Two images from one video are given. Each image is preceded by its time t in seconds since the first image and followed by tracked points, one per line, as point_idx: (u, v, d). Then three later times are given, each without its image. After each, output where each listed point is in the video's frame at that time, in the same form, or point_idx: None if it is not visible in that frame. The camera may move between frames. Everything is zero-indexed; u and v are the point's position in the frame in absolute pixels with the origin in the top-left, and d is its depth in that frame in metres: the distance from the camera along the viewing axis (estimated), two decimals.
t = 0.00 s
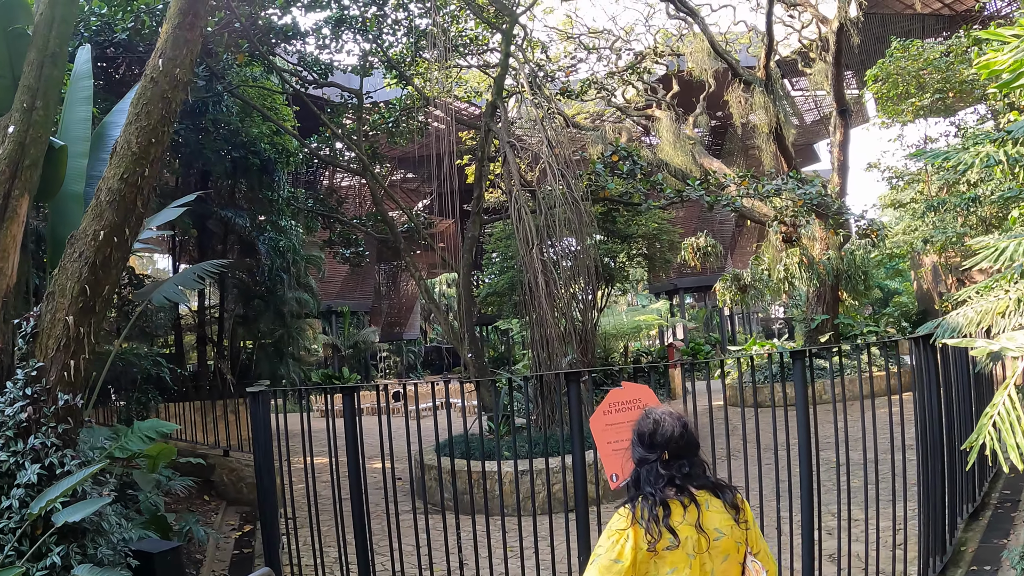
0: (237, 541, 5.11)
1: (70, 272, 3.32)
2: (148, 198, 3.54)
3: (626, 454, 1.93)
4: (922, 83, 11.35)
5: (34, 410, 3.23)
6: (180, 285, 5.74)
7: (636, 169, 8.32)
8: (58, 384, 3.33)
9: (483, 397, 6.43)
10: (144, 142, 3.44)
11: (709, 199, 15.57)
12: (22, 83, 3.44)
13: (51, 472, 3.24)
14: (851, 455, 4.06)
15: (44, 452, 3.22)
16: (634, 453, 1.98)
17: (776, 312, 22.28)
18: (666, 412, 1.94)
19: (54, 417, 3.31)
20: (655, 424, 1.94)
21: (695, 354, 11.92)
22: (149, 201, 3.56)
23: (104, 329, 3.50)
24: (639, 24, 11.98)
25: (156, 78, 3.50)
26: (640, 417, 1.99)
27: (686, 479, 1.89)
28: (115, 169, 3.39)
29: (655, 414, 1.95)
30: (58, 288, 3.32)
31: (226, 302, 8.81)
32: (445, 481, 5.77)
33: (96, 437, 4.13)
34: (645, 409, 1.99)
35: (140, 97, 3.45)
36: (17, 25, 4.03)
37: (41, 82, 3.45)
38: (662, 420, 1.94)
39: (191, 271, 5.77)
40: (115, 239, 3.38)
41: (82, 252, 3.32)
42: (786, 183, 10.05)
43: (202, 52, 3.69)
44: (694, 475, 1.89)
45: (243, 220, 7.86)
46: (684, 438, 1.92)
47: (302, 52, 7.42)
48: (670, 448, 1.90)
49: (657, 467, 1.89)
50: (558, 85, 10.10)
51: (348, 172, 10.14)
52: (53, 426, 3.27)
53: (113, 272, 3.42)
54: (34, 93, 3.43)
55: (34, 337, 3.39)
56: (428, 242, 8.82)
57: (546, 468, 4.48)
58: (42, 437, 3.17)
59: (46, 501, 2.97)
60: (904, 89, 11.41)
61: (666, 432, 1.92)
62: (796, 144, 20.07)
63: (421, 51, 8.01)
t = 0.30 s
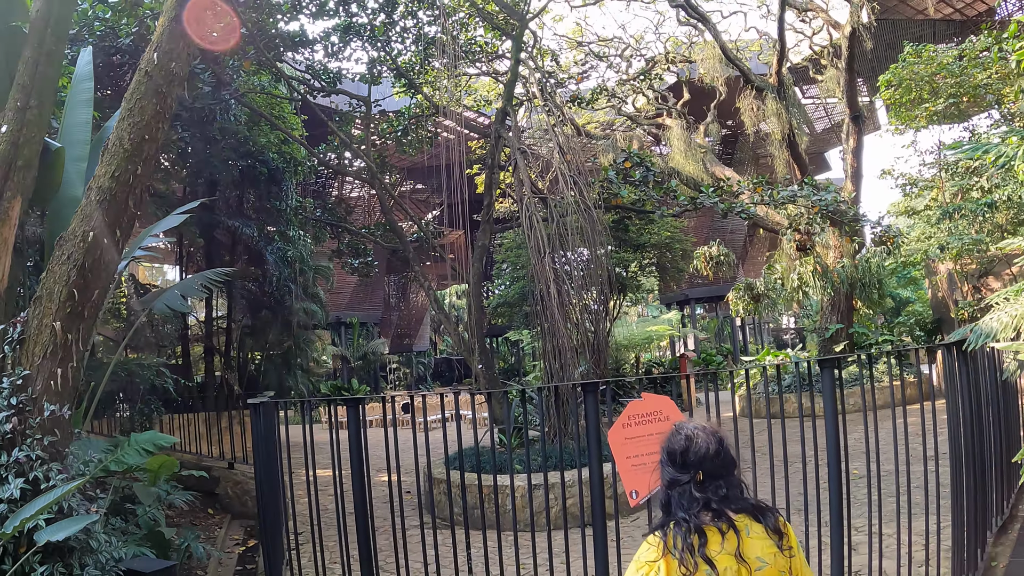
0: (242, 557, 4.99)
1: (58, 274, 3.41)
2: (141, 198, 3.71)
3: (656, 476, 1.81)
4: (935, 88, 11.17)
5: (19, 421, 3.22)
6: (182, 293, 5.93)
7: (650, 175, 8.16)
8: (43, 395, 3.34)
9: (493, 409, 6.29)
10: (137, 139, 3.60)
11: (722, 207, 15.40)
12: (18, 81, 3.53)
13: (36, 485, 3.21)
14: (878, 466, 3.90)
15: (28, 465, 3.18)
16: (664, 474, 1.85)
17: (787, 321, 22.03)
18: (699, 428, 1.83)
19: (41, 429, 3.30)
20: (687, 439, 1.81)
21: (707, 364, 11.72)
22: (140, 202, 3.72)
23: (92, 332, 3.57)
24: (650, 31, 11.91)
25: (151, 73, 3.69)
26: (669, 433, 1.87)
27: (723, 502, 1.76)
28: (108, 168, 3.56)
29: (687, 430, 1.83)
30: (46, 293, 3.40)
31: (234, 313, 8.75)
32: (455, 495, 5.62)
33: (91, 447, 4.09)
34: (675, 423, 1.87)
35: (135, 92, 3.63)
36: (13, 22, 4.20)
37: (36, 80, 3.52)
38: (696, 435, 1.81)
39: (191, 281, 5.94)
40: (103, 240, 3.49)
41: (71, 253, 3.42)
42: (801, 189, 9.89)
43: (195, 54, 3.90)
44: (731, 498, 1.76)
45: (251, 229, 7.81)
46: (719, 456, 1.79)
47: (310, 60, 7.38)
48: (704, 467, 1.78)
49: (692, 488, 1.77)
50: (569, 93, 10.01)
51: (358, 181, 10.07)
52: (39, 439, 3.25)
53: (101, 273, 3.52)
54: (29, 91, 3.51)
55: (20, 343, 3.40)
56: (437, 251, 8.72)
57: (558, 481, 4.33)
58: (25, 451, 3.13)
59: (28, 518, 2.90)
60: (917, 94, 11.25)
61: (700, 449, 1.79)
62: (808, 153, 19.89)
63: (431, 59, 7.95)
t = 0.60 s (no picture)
0: (246, 572, 4.87)
1: (46, 273, 3.70)
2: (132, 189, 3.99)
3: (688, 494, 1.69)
4: (948, 93, 11.00)
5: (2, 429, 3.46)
6: (183, 299, 5.85)
7: (663, 181, 8.00)
8: (28, 403, 3.59)
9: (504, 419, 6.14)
10: (128, 133, 3.89)
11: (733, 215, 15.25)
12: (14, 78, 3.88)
13: (17, 497, 3.33)
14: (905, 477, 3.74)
15: (10, 476, 3.33)
16: (697, 491, 1.72)
17: (799, 331, 21.79)
18: (736, 441, 1.69)
19: (24, 437, 3.53)
20: (723, 452, 1.68)
21: (719, 373, 11.51)
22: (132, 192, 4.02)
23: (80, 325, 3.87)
24: (659, 38, 11.82)
25: (144, 63, 3.94)
26: (702, 445, 1.74)
27: (763, 522, 1.64)
28: (97, 163, 3.84)
29: (722, 441, 1.70)
30: (32, 294, 3.68)
31: (242, 322, 8.68)
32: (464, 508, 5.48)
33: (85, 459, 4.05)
34: (708, 434, 1.74)
35: (127, 85, 3.91)
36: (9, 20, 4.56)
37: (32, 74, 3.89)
38: (732, 448, 1.68)
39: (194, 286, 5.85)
40: (89, 237, 3.77)
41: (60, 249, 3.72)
42: (816, 195, 9.71)
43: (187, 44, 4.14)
44: (773, 518, 1.64)
45: (258, 238, 7.75)
46: (759, 472, 1.66)
47: (318, 69, 7.32)
48: (743, 484, 1.65)
49: (729, 508, 1.65)
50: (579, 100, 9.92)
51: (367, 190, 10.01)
52: (22, 447, 3.47)
53: (91, 266, 3.84)
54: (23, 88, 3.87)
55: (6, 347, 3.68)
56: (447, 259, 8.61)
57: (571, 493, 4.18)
58: (8, 461, 3.29)
59: (9, 530, 3.03)
60: (930, 98, 11.09)
61: (738, 464, 1.66)
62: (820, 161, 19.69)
63: (439, 65, 7.89)
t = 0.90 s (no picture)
0: None
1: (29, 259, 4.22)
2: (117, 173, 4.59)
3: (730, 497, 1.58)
4: (962, 94, 10.80)
5: None
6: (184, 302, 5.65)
7: (677, 184, 7.64)
8: (6, 398, 4.10)
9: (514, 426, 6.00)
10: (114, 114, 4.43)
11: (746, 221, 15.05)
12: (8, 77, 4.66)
13: None
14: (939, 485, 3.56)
15: None
16: (738, 493, 1.61)
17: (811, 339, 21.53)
18: (781, 433, 1.58)
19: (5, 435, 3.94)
20: (768, 446, 1.57)
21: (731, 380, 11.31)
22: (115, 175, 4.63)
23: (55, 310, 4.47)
24: (669, 42, 11.71)
25: (136, 43, 4.46)
26: (741, 439, 1.64)
27: (816, 526, 1.54)
28: (87, 146, 4.35)
29: (766, 433, 1.59)
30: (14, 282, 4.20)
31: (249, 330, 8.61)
32: (474, 517, 5.34)
33: (80, 463, 4.04)
34: (749, 426, 1.64)
35: (117, 63, 4.41)
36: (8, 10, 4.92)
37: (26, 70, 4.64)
38: (778, 441, 1.57)
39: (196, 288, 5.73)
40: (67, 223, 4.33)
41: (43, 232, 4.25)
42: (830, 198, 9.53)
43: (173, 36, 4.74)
44: (828, 521, 1.54)
45: (265, 244, 7.68)
46: (810, 468, 1.55)
47: (325, 73, 7.25)
48: (792, 483, 1.55)
49: (778, 510, 1.55)
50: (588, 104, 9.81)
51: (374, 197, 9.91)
52: None
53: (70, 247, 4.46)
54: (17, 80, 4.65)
55: None
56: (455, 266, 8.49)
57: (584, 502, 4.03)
58: None
59: None
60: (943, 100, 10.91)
61: (787, 459, 1.55)
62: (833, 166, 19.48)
63: (446, 69, 7.79)
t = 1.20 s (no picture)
0: None
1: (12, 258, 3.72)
2: (105, 169, 3.97)
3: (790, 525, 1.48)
4: (977, 97, 10.61)
5: None
6: (188, 309, 5.50)
7: (692, 187, 7.43)
8: None
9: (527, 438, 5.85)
10: (106, 103, 3.91)
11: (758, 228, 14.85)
12: None
13: None
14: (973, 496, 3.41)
15: None
16: (801, 520, 1.51)
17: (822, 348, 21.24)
18: (849, 448, 1.47)
19: None
20: (835, 463, 1.46)
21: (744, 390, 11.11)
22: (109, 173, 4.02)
23: (46, 320, 3.86)
24: (680, 48, 11.59)
25: (126, 30, 4.00)
26: (803, 455, 1.53)
27: (894, 560, 1.41)
28: (73, 136, 3.85)
29: (832, 449, 1.48)
30: None
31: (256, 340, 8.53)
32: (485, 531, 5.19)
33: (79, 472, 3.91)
34: (812, 441, 1.52)
35: (107, 51, 3.96)
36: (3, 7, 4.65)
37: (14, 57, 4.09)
38: (846, 457, 1.45)
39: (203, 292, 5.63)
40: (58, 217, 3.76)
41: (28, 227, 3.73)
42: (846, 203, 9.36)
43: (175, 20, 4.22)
44: (908, 552, 1.41)
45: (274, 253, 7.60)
46: (883, 487, 1.44)
47: (335, 80, 7.18)
48: (864, 509, 1.43)
49: (848, 541, 1.43)
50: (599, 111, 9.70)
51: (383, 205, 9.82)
52: None
53: (61, 249, 3.81)
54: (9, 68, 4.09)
55: None
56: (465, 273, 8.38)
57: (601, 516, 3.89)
58: None
59: None
60: (958, 103, 10.72)
61: (855, 479, 1.43)
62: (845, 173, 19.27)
63: (456, 75, 7.69)
